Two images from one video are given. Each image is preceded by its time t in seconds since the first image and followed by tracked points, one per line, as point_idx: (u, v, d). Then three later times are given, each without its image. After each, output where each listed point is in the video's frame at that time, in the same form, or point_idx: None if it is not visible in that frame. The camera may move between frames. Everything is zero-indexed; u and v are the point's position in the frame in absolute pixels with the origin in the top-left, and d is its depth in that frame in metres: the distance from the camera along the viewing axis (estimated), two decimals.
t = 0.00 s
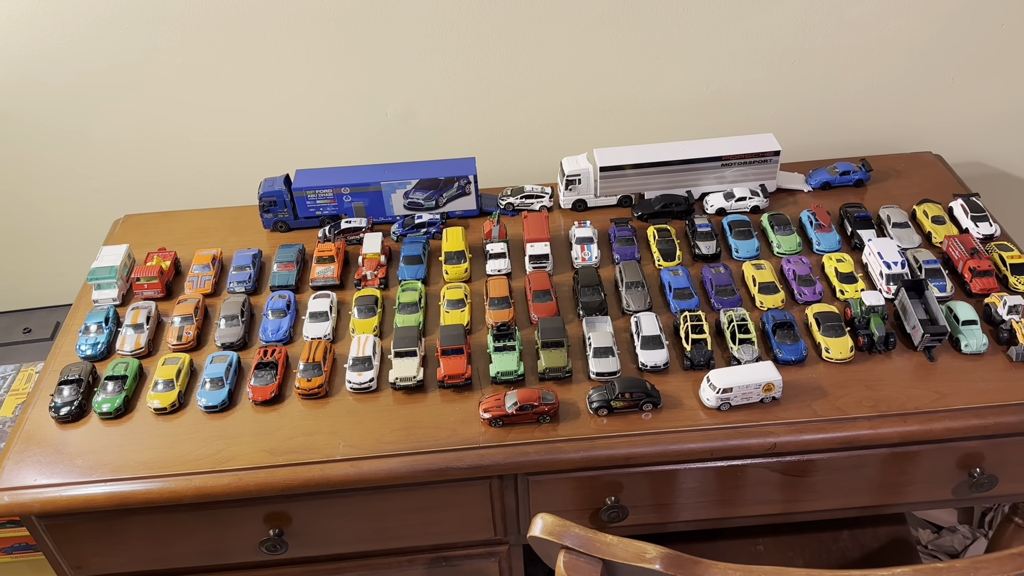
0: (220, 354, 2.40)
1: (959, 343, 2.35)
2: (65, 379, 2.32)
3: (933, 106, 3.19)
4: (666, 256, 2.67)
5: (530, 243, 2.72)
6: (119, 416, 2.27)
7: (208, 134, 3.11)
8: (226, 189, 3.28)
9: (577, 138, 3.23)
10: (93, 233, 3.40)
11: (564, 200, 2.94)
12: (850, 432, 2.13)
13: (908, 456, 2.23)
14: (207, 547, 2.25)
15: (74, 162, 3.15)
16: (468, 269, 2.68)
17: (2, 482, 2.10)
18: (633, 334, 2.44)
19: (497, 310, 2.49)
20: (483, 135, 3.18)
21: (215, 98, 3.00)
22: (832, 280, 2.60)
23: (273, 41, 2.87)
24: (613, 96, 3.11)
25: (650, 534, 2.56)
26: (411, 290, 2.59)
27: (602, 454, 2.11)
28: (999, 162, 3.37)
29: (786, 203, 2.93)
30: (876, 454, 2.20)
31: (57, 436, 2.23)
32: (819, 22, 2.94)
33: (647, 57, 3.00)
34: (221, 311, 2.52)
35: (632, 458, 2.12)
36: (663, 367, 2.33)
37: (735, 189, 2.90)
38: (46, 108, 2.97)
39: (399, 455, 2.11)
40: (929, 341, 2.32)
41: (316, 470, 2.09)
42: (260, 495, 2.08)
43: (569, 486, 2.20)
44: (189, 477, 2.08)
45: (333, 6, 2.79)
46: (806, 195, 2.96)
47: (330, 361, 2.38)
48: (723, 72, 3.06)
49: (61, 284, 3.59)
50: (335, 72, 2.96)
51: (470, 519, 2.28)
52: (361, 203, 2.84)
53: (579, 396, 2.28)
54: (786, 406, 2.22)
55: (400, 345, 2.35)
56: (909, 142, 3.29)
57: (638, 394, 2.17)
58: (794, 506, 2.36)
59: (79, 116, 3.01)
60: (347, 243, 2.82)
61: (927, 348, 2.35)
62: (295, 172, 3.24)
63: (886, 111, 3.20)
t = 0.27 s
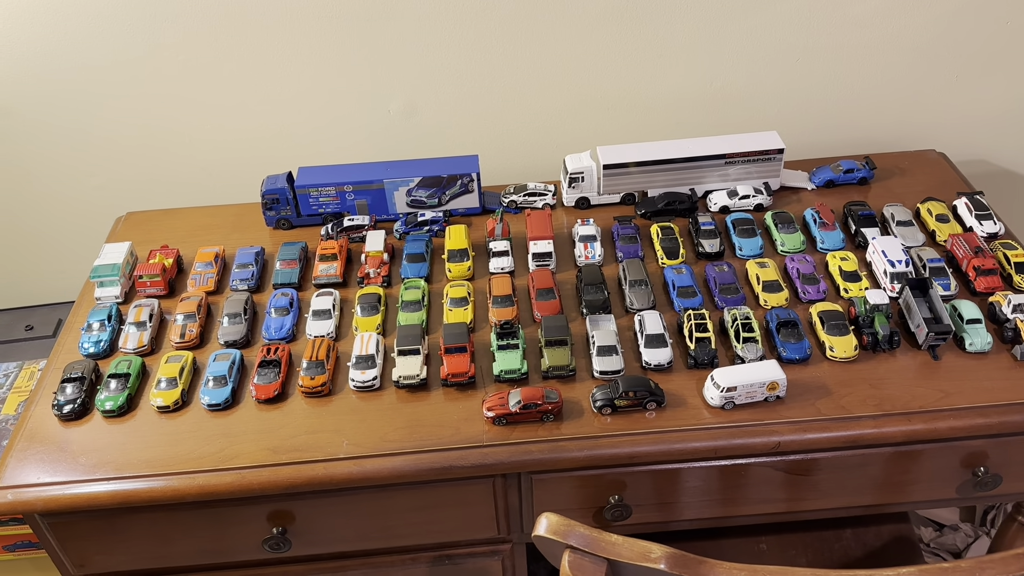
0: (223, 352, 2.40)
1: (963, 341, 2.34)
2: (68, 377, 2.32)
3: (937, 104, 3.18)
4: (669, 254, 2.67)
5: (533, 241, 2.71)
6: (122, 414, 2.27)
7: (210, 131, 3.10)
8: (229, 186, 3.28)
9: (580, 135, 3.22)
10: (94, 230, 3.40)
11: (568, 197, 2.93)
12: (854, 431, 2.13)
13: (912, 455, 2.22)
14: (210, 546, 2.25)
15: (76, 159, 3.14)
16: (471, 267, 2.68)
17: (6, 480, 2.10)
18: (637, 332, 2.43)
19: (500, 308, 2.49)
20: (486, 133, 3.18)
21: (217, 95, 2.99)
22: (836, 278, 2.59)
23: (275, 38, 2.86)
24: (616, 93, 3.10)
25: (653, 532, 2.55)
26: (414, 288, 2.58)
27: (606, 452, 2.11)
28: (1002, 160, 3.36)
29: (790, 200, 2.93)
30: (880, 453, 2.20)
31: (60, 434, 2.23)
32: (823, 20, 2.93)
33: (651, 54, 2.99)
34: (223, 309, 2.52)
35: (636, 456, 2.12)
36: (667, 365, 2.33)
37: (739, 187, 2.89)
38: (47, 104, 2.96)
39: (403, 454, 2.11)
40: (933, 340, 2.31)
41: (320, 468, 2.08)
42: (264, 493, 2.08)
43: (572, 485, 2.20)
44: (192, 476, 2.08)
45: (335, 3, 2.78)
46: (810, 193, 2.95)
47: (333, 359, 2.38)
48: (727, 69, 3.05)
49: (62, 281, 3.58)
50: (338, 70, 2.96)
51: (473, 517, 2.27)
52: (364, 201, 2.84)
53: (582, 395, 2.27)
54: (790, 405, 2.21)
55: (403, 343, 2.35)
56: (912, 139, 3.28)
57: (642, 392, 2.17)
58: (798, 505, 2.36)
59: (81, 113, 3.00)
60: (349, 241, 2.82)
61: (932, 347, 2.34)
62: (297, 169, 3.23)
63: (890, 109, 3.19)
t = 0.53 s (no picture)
0: (226, 347, 2.39)
1: (970, 338, 2.33)
2: (70, 371, 2.31)
3: (944, 99, 3.16)
4: (674, 249, 2.65)
5: (537, 237, 2.70)
6: (125, 409, 2.26)
7: (213, 125, 3.09)
8: (231, 181, 3.26)
9: (584, 130, 3.20)
10: (97, 224, 3.39)
11: (572, 192, 2.91)
12: (859, 428, 2.11)
13: (918, 453, 2.21)
14: (212, 541, 2.25)
15: (77, 153, 3.13)
16: (474, 262, 2.67)
17: (8, 475, 2.09)
18: (641, 328, 2.42)
19: (504, 304, 2.47)
20: (490, 128, 3.16)
21: (219, 89, 2.98)
22: (842, 274, 2.57)
23: (277, 31, 2.84)
24: (621, 87, 3.08)
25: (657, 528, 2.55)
26: (417, 283, 2.56)
27: (610, 449, 2.10)
28: (1009, 156, 3.34)
29: (796, 196, 2.91)
30: (886, 450, 2.19)
31: (62, 429, 2.22)
32: (830, 13, 2.91)
33: (656, 48, 2.97)
34: (226, 304, 2.51)
35: (640, 453, 2.11)
36: (672, 361, 2.31)
37: (744, 182, 2.88)
38: (49, 98, 2.95)
39: (406, 449, 2.10)
40: (940, 336, 2.30)
41: (323, 464, 2.07)
42: (266, 489, 2.07)
43: (576, 481, 2.19)
44: (194, 471, 2.07)
45: None
46: (815, 189, 2.94)
47: (336, 355, 2.37)
48: (733, 63, 3.03)
49: (65, 275, 3.58)
50: (341, 64, 2.94)
51: (476, 514, 2.27)
52: (367, 195, 2.83)
53: (586, 391, 2.26)
54: (795, 401, 2.20)
55: (407, 338, 2.34)
56: (919, 135, 3.26)
57: (646, 389, 2.16)
58: (802, 502, 2.35)
59: (83, 106, 2.99)
60: (353, 236, 2.80)
61: (938, 344, 2.33)
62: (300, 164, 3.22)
63: (896, 104, 3.17)
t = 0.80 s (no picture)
0: (227, 342, 2.37)
1: (980, 337, 2.29)
2: (70, 367, 2.29)
3: (955, 95, 3.12)
4: (680, 246, 2.62)
5: (542, 232, 2.67)
6: (125, 405, 2.24)
7: (215, 118, 3.06)
8: (234, 175, 3.24)
9: (590, 124, 3.17)
10: (98, 218, 3.37)
11: (577, 187, 2.88)
12: (868, 428, 2.08)
13: (927, 453, 2.18)
14: (213, 538, 2.23)
15: (79, 146, 3.11)
16: (479, 258, 2.64)
17: (7, 471, 2.08)
18: (647, 326, 2.39)
19: (508, 300, 2.45)
20: (494, 122, 3.13)
21: (222, 82, 2.95)
22: (850, 271, 2.54)
23: (280, 24, 2.81)
24: (628, 81, 3.04)
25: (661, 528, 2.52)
26: (421, 279, 2.54)
27: (615, 448, 2.08)
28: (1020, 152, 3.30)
29: (804, 192, 2.88)
30: (894, 451, 2.16)
31: (62, 424, 2.20)
32: (840, 7, 2.87)
33: (663, 41, 2.94)
34: (228, 299, 2.49)
35: (645, 452, 2.08)
36: (678, 360, 2.29)
37: (752, 178, 2.84)
38: (50, 91, 2.92)
39: (409, 448, 2.08)
40: (950, 335, 2.26)
41: (324, 461, 2.05)
42: (267, 487, 2.05)
43: (580, 480, 2.17)
44: (195, 468, 2.05)
45: None
46: (824, 185, 2.90)
47: (338, 351, 2.35)
48: (741, 57, 2.99)
49: (67, 269, 3.56)
50: (344, 57, 2.91)
51: (479, 512, 2.24)
52: (371, 190, 2.80)
53: (591, 389, 2.24)
54: (803, 401, 2.17)
55: (410, 335, 2.31)
56: (929, 131, 3.22)
57: (652, 387, 2.13)
58: (809, 503, 2.32)
59: (84, 99, 2.96)
60: (356, 231, 2.78)
61: (948, 343, 2.30)
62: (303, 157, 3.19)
63: (906, 99, 3.13)
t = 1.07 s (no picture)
0: (215, 344, 2.35)
1: (976, 345, 2.26)
2: (57, 368, 2.28)
3: (956, 97, 3.07)
4: (674, 249, 2.60)
5: (534, 234, 2.64)
6: (112, 407, 2.23)
7: (208, 117, 3.05)
8: (228, 174, 3.22)
9: (586, 124, 3.14)
10: (93, 216, 3.36)
11: (572, 189, 2.86)
12: (859, 437, 2.06)
13: (920, 462, 2.15)
14: (199, 541, 2.22)
15: (72, 144, 3.10)
16: (470, 260, 2.61)
17: None
18: (638, 330, 2.37)
19: (498, 304, 2.43)
20: (489, 122, 3.10)
21: (214, 81, 2.93)
22: (846, 276, 2.51)
23: (272, 24, 2.79)
24: (624, 81, 3.01)
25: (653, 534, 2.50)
26: (411, 281, 2.52)
27: (602, 454, 2.05)
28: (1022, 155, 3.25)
29: (801, 195, 2.84)
30: (887, 459, 2.13)
31: (48, 426, 2.19)
32: (838, 7, 2.83)
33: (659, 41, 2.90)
34: (216, 300, 2.47)
35: (633, 459, 2.06)
36: (669, 365, 2.26)
37: (748, 180, 2.81)
38: (43, 89, 2.91)
39: (394, 453, 2.06)
40: (945, 342, 2.23)
41: (309, 466, 2.04)
42: (252, 490, 2.04)
43: (568, 486, 2.15)
44: (179, 472, 2.04)
45: None
46: (821, 188, 2.86)
47: (326, 354, 2.33)
48: (738, 58, 2.95)
49: (61, 267, 3.55)
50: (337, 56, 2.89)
51: (466, 518, 2.23)
52: (363, 190, 2.78)
53: (580, 395, 2.21)
54: (794, 408, 2.14)
55: (398, 338, 2.29)
56: (930, 133, 3.18)
57: (641, 394, 2.10)
58: (801, 510, 2.29)
59: (76, 98, 2.95)
60: (347, 231, 2.76)
61: (943, 350, 2.26)
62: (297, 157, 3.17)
63: (907, 100, 3.08)
